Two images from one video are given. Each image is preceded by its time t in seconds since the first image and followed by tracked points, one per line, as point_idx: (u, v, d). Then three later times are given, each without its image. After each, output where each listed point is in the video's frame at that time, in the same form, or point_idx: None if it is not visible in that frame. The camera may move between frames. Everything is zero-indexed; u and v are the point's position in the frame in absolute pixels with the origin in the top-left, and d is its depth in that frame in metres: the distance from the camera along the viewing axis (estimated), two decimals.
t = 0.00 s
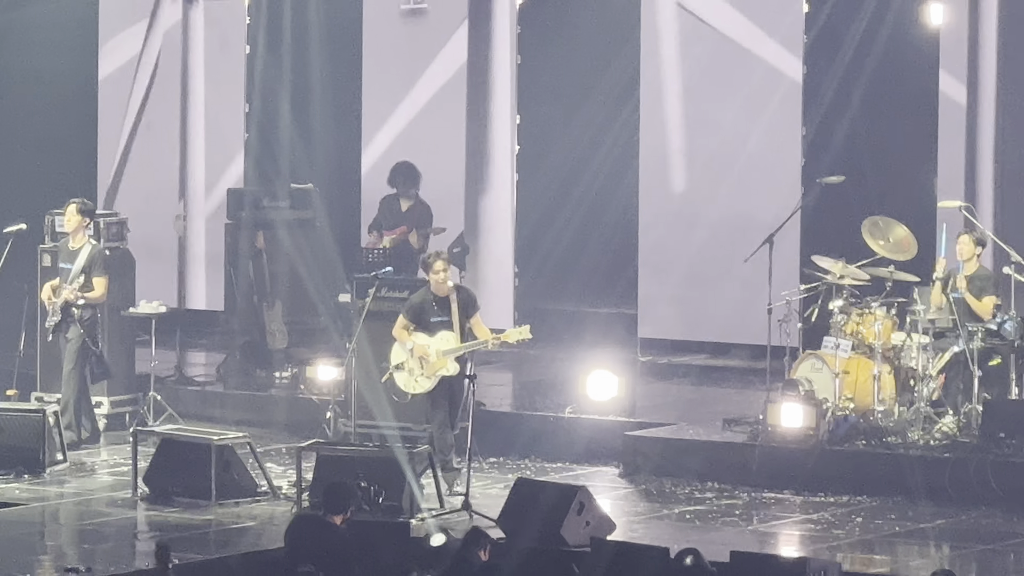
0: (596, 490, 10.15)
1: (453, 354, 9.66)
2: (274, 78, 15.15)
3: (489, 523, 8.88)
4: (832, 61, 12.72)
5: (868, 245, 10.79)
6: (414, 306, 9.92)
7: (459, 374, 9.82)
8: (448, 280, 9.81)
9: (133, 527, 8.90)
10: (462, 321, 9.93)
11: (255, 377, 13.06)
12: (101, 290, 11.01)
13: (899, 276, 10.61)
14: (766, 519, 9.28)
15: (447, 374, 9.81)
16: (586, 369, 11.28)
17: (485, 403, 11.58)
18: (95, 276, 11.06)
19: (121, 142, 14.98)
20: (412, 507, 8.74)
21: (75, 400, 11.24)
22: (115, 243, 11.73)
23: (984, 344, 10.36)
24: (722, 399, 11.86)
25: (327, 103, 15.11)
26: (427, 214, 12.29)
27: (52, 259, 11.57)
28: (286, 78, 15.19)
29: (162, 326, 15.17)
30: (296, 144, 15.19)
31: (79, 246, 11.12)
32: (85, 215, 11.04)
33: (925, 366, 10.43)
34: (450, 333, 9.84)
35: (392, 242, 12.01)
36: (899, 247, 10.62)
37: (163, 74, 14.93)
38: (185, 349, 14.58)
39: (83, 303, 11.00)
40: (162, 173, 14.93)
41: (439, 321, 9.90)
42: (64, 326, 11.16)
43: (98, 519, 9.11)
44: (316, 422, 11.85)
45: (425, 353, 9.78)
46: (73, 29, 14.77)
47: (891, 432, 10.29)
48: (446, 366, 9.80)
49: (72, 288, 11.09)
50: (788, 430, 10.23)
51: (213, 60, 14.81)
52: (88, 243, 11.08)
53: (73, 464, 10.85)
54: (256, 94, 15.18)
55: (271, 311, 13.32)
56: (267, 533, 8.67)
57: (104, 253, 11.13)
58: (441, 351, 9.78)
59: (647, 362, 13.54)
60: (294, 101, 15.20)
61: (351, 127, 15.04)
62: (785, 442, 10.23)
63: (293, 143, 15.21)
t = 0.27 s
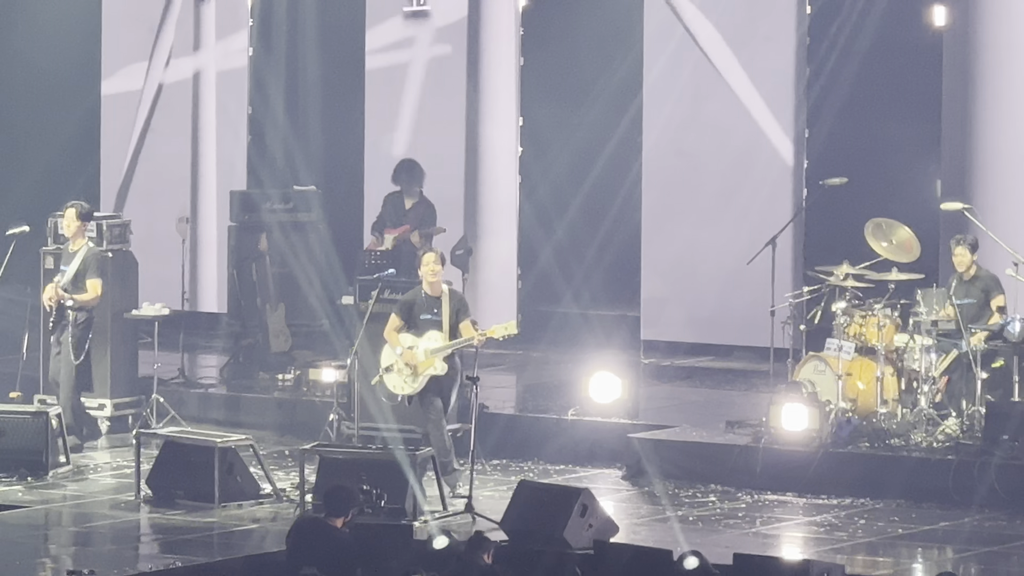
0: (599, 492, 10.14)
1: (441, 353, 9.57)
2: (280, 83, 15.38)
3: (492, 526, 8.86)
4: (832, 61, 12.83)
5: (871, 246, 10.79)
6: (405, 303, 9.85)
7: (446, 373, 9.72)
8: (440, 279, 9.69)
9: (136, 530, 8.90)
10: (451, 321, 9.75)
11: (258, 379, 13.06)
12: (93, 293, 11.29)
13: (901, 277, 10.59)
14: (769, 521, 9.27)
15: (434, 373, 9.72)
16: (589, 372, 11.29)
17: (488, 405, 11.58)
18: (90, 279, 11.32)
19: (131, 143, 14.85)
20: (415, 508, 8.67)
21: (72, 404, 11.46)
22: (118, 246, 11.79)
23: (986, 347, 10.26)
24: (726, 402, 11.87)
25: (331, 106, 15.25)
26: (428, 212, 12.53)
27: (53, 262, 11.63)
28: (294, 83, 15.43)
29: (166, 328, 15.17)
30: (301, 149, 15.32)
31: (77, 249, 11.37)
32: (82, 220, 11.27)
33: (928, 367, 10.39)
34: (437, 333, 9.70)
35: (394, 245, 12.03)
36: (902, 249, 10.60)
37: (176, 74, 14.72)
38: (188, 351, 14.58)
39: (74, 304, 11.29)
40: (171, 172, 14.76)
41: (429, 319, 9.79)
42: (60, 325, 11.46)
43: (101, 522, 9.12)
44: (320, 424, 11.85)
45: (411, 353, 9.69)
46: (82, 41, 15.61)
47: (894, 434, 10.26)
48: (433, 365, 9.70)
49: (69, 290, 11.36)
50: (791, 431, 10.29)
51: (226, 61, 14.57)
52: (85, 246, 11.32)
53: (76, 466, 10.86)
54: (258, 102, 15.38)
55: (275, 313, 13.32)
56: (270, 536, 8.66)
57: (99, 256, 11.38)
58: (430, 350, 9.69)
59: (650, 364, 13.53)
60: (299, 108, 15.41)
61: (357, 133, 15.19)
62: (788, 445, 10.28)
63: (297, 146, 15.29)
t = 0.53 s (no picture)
0: (602, 492, 10.14)
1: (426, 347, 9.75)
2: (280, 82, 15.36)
3: (495, 526, 8.86)
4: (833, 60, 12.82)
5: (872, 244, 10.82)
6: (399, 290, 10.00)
7: (430, 366, 9.90)
8: (434, 273, 9.82)
9: (140, 529, 8.91)
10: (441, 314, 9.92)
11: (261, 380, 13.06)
12: (84, 295, 11.08)
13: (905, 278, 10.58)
14: (772, 521, 9.27)
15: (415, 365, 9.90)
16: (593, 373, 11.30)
17: (492, 406, 11.59)
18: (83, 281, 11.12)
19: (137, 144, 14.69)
20: (419, 509, 8.67)
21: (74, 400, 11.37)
22: (121, 247, 11.80)
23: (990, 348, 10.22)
24: (728, 402, 11.87)
25: (332, 106, 15.22)
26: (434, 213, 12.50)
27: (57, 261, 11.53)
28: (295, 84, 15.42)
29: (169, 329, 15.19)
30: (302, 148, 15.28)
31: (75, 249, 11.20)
32: (78, 220, 11.09)
33: (931, 367, 10.46)
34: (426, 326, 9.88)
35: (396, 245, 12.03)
36: (905, 250, 10.61)
37: (184, 77, 14.61)
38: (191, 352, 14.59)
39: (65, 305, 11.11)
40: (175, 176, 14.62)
41: (418, 311, 9.94)
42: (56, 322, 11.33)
43: (105, 522, 9.13)
44: (323, 425, 11.85)
45: (397, 342, 9.87)
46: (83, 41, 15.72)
47: (897, 433, 10.33)
48: (417, 357, 9.88)
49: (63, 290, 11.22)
50: (795, 430, 10.32)
51: (230, 59, 14.38)
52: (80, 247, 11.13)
53: (79, 466, 10.87)
54: (255, 101, 15.34)
55: (278, 313, 13.33)
56: (273, 536, 8.67)
57: (96, 259, 11.16)
58: (416, 341, 9.86)
59: (653, 364, 13.54)
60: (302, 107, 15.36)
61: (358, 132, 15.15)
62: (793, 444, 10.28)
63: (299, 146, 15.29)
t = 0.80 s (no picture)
0: (606, 491, 10.14)
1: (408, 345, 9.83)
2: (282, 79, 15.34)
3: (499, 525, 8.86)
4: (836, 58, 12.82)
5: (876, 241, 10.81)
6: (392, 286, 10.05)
7: (413, 364, 9.95)
8: (429, 273, 9.89)
9: (143, 529, 8.91)
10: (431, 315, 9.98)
11: (264, 378, 13.06)
12: (76, 294, 10.95)
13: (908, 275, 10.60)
14: (776, 520, 9.27)
15: (401, 363, 9.96)
16: (597, 371, 11.30)
17: (496, 405, 11.59)
18: (77, 278, 11.00)
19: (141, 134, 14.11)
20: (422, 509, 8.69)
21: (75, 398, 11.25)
22: (124, 245, 11.80)
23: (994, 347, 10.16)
24: (732, 400, 11.87)
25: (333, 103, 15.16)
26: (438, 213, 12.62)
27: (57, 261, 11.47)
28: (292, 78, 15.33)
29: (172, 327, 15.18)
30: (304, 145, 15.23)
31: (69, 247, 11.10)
32: (75, 218, 11.03)
33: (935, 365, 10.41)
34: (414, 324, 9.94)
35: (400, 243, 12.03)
36: (909, 248, 10.64)
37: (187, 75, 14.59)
38: (194, 350, 14.59)
39: (55, 305, 10.97)
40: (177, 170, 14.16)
41: (408, 308, 10.00)
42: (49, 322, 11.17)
43: (108, 521, 9.13)
44: (326, 424, 11.85)
45: (385, 339, 9.94)
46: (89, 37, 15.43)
47: (901, 432, 10.37)
48: (402, 355, 9.95)
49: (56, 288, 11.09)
50: (801, 428, 10.29)
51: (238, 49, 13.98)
52: (75, 245, 11.04)
53: (83, 465, 10.87)
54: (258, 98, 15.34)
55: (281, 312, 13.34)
56: (277, 536, 8.67)
57: (90, 258, 11.07)
58: (400, 338, 9.93)
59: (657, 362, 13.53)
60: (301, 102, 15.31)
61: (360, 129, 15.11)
62: (796, 442, 10.27)
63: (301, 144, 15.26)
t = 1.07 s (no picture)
0: (609, 488, 10.14)
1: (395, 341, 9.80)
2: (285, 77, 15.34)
3: (502, 522, 8.85)
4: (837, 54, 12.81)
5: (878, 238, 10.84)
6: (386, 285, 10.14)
7: (398, 362, 9.93)
8: (423, 270, 9.91)
9: (147, 525, 8.92)
10: (421, 312, 9.97)
11: (269, 374, 13.08)
12: (71, 294, 10.82)
13: (912, 272, 10.64)
14: (779, 517, 9.26)
15: (385, 360, 9.95)
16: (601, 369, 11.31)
17: (499, 402, 11.60)
18: (72, 279, 10.85)
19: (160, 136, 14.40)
20: (425, 506, 8.69)
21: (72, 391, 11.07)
22: (127, 243, 11.82)
23: (998, 342, 10.28)
24: (735, 397, 11.86)
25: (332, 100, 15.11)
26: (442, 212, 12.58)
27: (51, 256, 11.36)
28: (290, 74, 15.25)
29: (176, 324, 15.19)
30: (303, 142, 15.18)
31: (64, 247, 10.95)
32: (70, 217, 10.87)
33: (938, 362, 10.41)
34: (400, 323, 9.96)
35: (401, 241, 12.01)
36: (913, 245, 10.67)
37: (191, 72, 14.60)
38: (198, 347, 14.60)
39: (51, 304, 10.84)
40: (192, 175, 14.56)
41: (399, 305, 10.01)
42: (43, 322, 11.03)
43: (112, 518, 9.13)
44: (330, 421, 11.86)
45: (370, 334, 9.97)
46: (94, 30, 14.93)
47: (903, 429, 10.29)
48: (387, 351, 9.93)
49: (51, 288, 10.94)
50: (806, 426, 10.29)
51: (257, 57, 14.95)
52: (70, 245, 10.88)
53: (86, 462, 10.88)
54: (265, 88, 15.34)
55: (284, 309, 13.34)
56: (280, 532, 8.67)
57: (85, 257, 10.93)
58: (387, 335, 9.92)
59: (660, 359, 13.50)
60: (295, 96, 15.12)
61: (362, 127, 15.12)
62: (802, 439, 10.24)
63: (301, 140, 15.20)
